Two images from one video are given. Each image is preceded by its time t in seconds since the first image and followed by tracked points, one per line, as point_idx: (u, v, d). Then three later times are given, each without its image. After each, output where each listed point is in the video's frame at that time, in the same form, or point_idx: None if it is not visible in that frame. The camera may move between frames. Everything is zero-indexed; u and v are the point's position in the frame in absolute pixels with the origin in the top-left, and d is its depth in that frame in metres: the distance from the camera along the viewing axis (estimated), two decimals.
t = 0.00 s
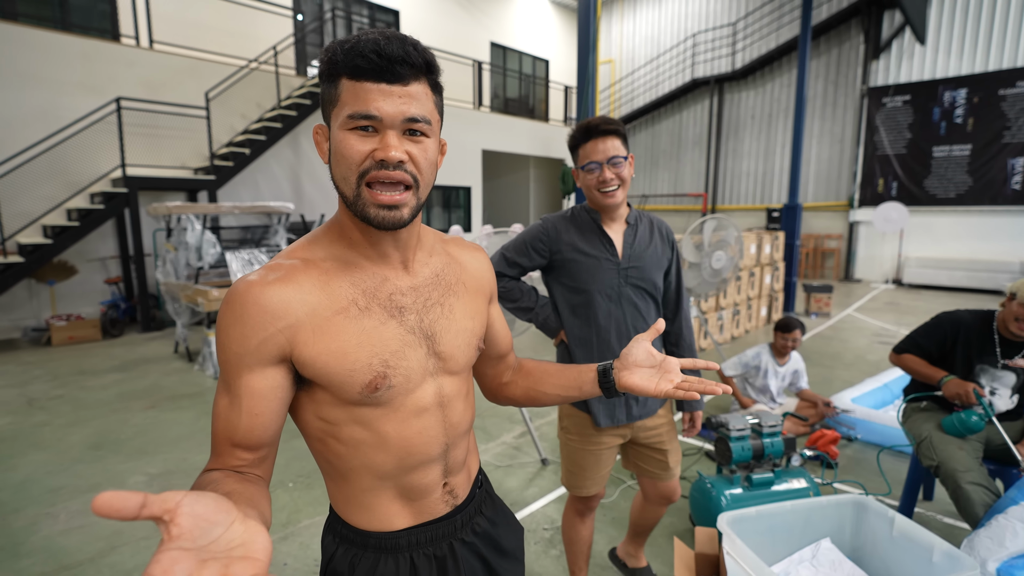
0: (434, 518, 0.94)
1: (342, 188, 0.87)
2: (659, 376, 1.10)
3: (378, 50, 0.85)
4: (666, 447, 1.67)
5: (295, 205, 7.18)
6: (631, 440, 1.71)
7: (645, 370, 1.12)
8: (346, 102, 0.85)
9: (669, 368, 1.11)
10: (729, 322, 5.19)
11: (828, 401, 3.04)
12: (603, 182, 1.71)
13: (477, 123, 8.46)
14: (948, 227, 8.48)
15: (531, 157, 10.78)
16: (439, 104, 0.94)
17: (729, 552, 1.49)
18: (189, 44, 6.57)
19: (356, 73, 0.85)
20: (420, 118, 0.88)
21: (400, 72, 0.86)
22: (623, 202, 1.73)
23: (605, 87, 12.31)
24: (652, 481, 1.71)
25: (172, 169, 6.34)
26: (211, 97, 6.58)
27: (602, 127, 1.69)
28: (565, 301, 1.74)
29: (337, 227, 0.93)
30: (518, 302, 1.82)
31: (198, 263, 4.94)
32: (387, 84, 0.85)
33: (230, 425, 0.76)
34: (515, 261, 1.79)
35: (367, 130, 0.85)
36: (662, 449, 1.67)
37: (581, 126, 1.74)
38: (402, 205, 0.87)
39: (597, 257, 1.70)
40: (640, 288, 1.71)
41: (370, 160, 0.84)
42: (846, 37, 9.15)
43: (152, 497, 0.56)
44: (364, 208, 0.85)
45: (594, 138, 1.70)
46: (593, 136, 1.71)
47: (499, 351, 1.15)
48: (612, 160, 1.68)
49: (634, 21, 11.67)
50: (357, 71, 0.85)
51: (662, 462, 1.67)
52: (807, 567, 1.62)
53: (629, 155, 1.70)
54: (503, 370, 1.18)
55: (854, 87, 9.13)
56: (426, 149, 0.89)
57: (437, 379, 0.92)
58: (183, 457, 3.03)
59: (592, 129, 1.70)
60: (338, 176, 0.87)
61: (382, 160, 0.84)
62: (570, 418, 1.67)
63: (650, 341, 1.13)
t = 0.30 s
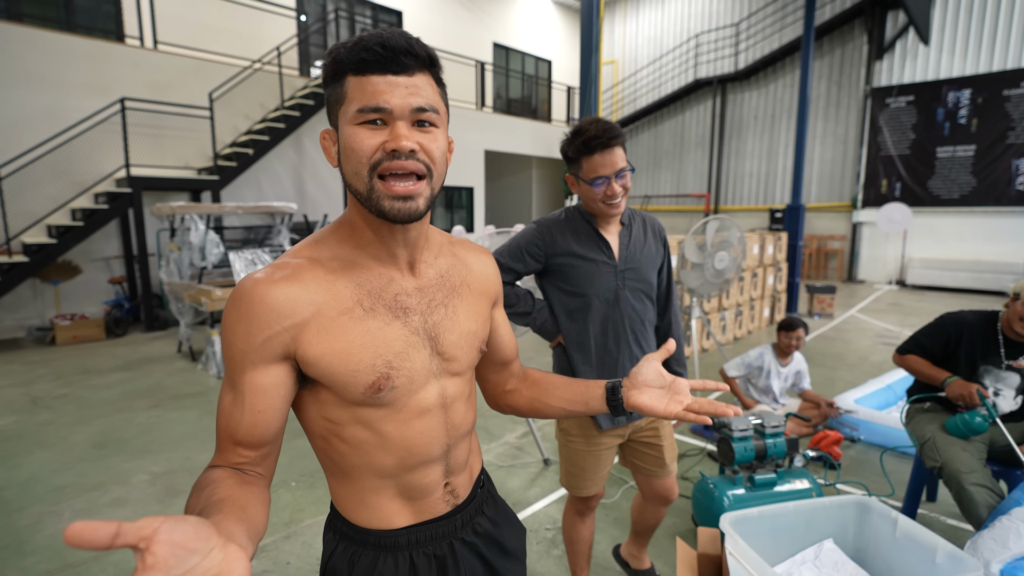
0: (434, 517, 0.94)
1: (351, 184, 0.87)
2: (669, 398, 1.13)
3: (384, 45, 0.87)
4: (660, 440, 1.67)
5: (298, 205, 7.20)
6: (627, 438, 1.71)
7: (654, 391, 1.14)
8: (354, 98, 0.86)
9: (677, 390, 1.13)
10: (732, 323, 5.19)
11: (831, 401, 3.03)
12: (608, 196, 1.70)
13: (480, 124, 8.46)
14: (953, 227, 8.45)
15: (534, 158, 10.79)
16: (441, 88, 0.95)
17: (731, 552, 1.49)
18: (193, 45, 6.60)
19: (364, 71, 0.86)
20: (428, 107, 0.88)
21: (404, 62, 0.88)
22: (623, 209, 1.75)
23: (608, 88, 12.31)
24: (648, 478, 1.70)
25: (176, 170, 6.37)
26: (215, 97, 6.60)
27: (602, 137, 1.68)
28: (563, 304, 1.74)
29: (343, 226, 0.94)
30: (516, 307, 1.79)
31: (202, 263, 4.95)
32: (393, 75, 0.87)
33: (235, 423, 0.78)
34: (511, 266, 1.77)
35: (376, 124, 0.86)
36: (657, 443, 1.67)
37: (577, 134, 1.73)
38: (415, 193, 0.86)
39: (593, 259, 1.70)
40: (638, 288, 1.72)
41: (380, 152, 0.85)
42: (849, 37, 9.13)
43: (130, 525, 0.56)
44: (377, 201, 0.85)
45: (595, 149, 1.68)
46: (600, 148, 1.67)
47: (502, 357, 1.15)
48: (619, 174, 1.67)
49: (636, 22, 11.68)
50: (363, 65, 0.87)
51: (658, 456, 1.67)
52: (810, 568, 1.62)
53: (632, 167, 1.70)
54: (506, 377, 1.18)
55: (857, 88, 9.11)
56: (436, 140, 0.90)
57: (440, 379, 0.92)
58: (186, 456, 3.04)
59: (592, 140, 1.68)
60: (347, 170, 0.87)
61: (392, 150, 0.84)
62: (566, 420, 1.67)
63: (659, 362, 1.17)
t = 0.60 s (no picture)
0: (438, 517, 0.94)
1: (358, 190, 0.88)
2: (669, 414, 1.09)
3: (399, 59, 0.86)
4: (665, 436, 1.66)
5: (301, 207, 7.23)
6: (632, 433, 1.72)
7: (655, 406, 1.10)
8: (365, 108, 0.86)
9: (678, 405, 1.09)
10: (734, 323, 5.18)
11: (834, 401, 3.03)
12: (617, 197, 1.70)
13: (481, 125, 8.47)
14: (956, 226, 8.42)
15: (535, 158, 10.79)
16: (456, 106, 0.94)
17: (734, 552, 1.48)
18: (195, 46, 6.63)
19: (376, 81, 0.86)
20: (439, 125, 0.88)
21: (419, 79, 0.87)
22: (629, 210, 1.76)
23: (609, 88, 12.32)
24: (651, 471, 1.71)
25: (178, 171, 6.39)
26: (217, 99, 6.62)
27: (614, 139, 1.69)
28: (569, 304, 1.73)
29: (347, 227, 0.94)
30: (522, 309, 1.71)
31: (205, 264, 4.96)
32: (406, 91, 0.86)
33: (239, 420, 0.78)
34: (517, 265, 1.73)
35: (385, 136, 0.86)
36: (661, 439, 1.66)
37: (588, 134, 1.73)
38: (413, 204, 0.87)
39: (601, 260, 1.70)
40: (642, 288, 1.74)
41: (386, 167, 0.86)
42: (851, 36, 9.12)
43: (157, 518, 0.56)
44: (380, 211, 0.86)
45: (608, 151, 1.69)
46: (616, 149, 1.68)
47: (504, 360, 1.15)
48: (631, 177, 1.68)
49: (637, 22, 11.68)
50: (376, 77, 0.86)
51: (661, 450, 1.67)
52: (813, 567, 1.62)
53: (642, 169, 1.72)
54: (508, 380, 1.19)
55: (859, 87, 9.10)
56: (442, 157, 0.90)
57: (441, 380, 0.92)
58: (190, 457, 3.05)
59: (606, 140, 1.69)
60: (354, 176, 0.88)
61: (397, 167, 0.85)
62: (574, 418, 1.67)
63: (661, 377, 1.12)
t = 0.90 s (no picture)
0: (445, 503, 0.96)
1: (372, 186, 0.90)
2: (650, 430, 1.08)
3: (403, 52, 0.88)
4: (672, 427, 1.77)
5: (306, 206, 7.27)
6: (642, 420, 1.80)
7: (637, 419, 1.09)
8: (373, 104, 0.88)
9: (662, 422, 1.08)
10: (738, 323, 5.18)
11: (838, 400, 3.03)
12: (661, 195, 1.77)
13: (485, 125, 8.49)
14: (962, 227, 8.38)
15: (540, 158, 10.81)
16: (457, 96, 0.97)
17: (738, 549, 1.50)
18: (201, 46, 6.67)
19: (383, 77, 0.88)
20: (444, 113, 0.90)
21: (422, 71, 0.90)
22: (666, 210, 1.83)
23: (613, 88, 12.34)
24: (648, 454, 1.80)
25: (184, 171, 6.44)
26: (223, 99, 6.66)
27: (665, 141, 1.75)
28: (612, 293, 1.76)
29: (360, 227, 0.96)
30: (566, 297, 1.76)
31: (211, 263, 4.99)
32: (411, 83, 0.88)
33: (267, 419, 0.80)
34: (565, 254, 1.78)
35: (395, 129, 0.88)
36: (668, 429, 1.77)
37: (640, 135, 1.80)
38: (431, 194, 0.89)
39: (639, 251, 1.75)
40: (672, 282, 1.82)
41: (400, 158, 0.87)
42: (857, 36, 9.09)
43: (270, 523, 0.60)
44: (396, 204, 0.88)
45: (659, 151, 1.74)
46: (667, 149, 1.74)
47: (504, 357, 1.16)
48: (675, 177, 1.75)
49: (642, 21, 11.68)
50: (382, 73, 0.88)
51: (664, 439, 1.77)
52: (816, 565, 1.63)
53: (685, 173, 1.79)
54: (502, 381, 1.19)
55: (864, 87, 9.08)
56: (450, 146, 0.92)
57: (453, 373, 0.94)
58: (197, 453, 3.08)
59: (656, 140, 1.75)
60: (367, 174, 0.90)
61: (411, 156, 0.87)
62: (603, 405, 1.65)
63: (651, 392, 1.10)
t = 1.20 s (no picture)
0: (458, 492, 0.97)
1: (393, 188, 0.92)
2: (642, 414, 1.05)
3: (422, 60, 0.91)
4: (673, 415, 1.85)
5: (307, 207, 7.30)
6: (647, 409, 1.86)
7: (629, 403, 1.07)
8: (394, 110, 0.90)
9: (654, 407, 1.04)
10: (739, 323, 5.19)
11: (840, 399, 3.05)
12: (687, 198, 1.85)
13: (485, 126, 8.51)
14: (963, 227, 8.38)
15: (540, 159, 10.81)
16: (474, 99, 0.98)
17: (742, 546, 1.50)
18: (203, 48, 6.70)
19: (404, 85, 0.90)
20: (461, 117, 0.92)
21: (440, 76, 0.92)
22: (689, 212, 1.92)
23: (614, 89, 12.38)
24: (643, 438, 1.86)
25: (186, 172, 6.45)
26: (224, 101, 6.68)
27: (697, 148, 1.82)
28: (637, 291, 1.80)
29: (387, 224, 0.98)
30: (597, 294, 1.79)
31: (214, 264, 4.99)
32: (429, 88, 0.91)
33: (295, 402, 0.86)
34: (601, 250, 1.79)
35: (416, 132, 0.90)
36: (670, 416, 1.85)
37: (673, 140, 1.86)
38: (449, 194, 0.90)
39: (665, 252, 1.81)
40: (686, 283, 1.90)
41: (420, 159, 0.89)
42: (856, 37, 9.11)
43: (303, 474, 0.72)
44: (418, 202, 0.89)
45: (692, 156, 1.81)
46: (699, 155, 1.80)
47: (528, 348, 1.19)
48: (703, 182, 1.83)
49: (642, 22, 11.72)
50: (402, 80, 0.90)
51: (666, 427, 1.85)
52: (819, 563, 1.64)
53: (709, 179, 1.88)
54: (524, 370, 1.23)
55: (864, 87, 9.09)
56: (469, 146, 0.93)
57: (470, 368, 0.95)
58: (201, 454, 3.09)
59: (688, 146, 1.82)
60: (390, 176, 0.92)
61: (430, 156, 0.88)
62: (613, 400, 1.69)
63: (645, 376, 1.07)
